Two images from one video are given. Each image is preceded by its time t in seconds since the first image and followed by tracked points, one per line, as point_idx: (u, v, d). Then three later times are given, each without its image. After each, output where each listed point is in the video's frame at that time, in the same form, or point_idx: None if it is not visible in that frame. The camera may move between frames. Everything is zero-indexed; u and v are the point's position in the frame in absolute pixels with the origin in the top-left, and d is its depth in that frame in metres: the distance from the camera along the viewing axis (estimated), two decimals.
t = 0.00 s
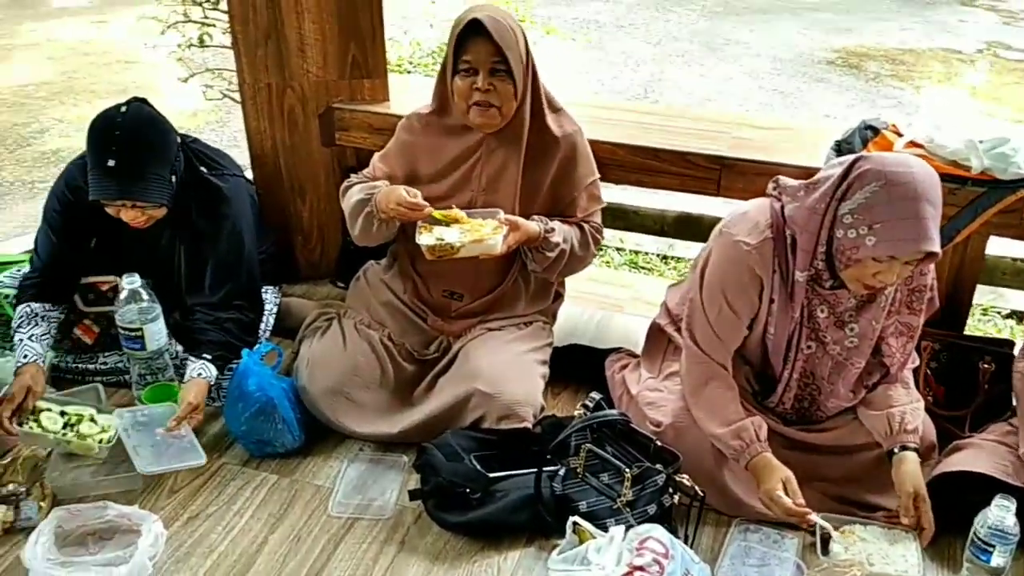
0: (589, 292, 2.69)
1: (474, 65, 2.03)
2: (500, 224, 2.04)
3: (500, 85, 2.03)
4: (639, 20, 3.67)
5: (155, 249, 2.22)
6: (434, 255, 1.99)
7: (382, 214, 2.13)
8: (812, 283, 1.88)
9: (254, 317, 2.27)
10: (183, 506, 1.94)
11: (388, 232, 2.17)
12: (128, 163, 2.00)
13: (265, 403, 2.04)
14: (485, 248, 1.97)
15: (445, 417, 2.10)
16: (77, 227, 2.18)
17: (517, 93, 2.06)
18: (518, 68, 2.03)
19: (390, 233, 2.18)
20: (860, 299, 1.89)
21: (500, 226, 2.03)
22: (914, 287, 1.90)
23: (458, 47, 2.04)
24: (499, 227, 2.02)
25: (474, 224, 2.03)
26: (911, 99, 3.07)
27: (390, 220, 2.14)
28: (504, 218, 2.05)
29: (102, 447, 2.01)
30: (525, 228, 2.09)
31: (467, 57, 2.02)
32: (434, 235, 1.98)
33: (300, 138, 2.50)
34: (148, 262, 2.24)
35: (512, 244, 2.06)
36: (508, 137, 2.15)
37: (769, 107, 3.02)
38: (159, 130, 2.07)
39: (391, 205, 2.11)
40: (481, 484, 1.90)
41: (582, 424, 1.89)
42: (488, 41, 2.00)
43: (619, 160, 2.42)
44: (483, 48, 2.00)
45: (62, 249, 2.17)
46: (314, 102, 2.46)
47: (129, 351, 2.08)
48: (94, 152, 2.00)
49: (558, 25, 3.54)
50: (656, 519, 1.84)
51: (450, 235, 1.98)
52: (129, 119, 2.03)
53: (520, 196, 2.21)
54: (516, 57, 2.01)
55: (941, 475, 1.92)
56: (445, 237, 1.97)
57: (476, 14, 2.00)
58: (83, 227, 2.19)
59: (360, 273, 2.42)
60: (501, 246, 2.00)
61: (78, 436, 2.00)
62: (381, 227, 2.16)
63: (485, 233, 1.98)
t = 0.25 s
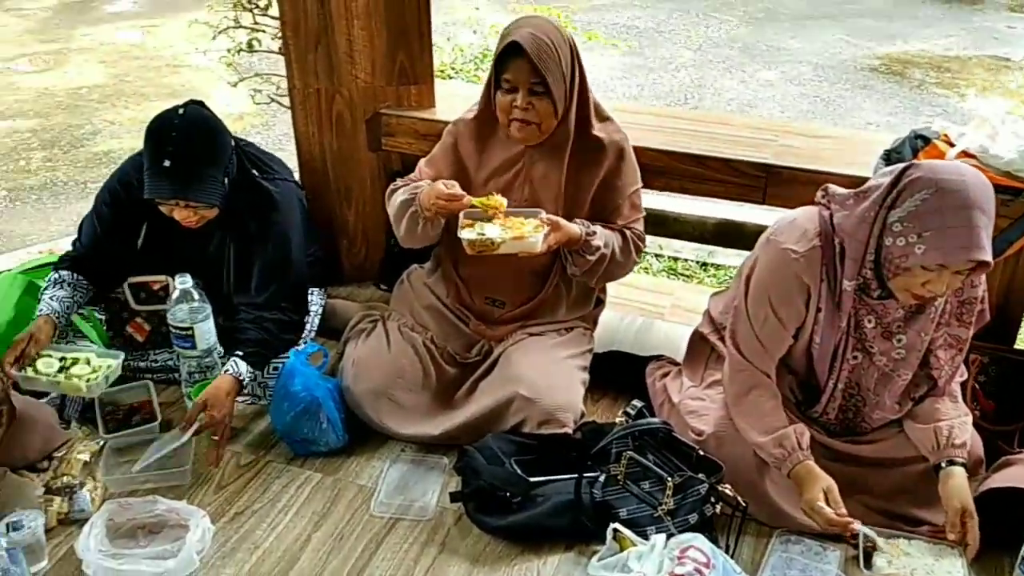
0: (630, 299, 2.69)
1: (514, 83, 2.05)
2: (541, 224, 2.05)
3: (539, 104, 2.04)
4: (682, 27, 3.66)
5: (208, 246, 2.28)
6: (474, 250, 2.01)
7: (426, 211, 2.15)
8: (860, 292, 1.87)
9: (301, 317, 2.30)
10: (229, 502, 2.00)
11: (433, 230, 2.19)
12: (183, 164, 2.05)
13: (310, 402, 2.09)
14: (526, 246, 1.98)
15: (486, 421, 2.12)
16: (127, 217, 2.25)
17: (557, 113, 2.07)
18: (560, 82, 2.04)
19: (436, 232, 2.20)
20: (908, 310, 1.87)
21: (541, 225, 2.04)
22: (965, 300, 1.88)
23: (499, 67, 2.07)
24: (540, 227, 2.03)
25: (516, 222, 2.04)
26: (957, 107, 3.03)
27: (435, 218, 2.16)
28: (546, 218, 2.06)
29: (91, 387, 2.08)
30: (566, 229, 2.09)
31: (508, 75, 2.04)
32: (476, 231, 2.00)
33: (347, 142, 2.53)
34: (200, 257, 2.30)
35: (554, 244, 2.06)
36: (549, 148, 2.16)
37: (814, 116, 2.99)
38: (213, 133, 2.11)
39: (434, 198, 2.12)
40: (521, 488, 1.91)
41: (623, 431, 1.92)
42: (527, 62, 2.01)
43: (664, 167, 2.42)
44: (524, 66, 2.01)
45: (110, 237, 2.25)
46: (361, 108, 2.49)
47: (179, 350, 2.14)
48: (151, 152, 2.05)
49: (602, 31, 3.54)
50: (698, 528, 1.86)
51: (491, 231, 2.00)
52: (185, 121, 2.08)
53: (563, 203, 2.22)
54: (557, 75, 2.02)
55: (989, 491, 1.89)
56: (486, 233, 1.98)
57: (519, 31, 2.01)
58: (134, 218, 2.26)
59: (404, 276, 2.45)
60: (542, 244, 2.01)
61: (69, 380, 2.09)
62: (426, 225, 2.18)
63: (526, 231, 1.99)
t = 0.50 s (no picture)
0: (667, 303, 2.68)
1: (551, 86, 2.04)
2: (578, 219, 2.04)
3: (575, 107, 2.04)
4: (722, 27, 3.62)
5: (248, 241, 2.31)
6: (510, 242, 2.01)
7: (463, 204, 2.13)
8: (901, 298, 1.84)
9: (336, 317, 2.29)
10: (267, 498, 2.03)
11: (472, 223, 2.18)
12: (224, 162, 2.07)
13: (347, 400, 2.13)
14: (561, 242, 1.98)
15: (520, 423, 2.12)
16: (166, 209, 2.29)
17: (593, 114, 2.07)
18: (596, 85, 2.03)
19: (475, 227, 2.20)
20: (950, 316, 1.83)
21: (578, 222, 2.03)
22: (1010, 308, 1.84)
23: (537, 68, 2.07)
24: (578, 223, 2.02)
25: (552, 217, 2.04)
26: (1004, 109, 2.96)
27: (473, 210, 2.15)
28: (582, 214, 2.05)
29: (128, 374, 2.13)
30: (604, 228, 2.07)
31: (545, 78, 2.04)
32: (513, 224, 2.00)
33: (386, 142, 2.54)
34: (239, 252, 2.32)
35: (590, 241, 2.05)
36: (585, 150, 2.17)
37: (857, 117, 2.95)
38: (255, 131, 2.13)
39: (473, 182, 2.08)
40: (556, 491, 1.90)
41: (659, 436, 1.91)
42: (563, 64, 2.00)
43: (703, 169, 2.40)
44: (560, 68, 2.00)
45: (148, 225, 2.30)
46: (401, 108, 2.50)
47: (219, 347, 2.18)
48: (193, 149, 2.07)
49: (641, 31, 3.52)
50: (734, 536, 1.84)
51: (528, 225, 2.00)
52: (228, 119, 2.10)
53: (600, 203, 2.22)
54: (594, 77, 2.02)
55: None
56: (523, 227, 1.98)
57: (557, 34, 2.01)
58: (173, 210, 2.29)
59: (440, 276, 2.46)
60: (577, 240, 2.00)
61: (106, 367, 2.14)
62: (464, 219, 2.18)
63: (562, 227, 1.99)
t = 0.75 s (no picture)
0: (703, 305, 2.66)
1: (585, 85, 2.05)
2: (613, 209, 2.07)
3: (610, 107, 2.05)
4: (762, 28, 3.59)
5: (287, 238, 2.33)
6: (544, 228, 2.07)
7: (501, 195, 2.17)
8: (939, 302, 1.82)
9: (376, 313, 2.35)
10: (302, 493, 2.07)
11: (510, 215, 2.20)
12: (264, 160, 2.09)
13: (382, 395, 2.15)
14: (593, 230, 2.03)
15: (554, 424, 2.12)
16: (207, 210, 2.32)
17: (627, 118, 2.08)
18: (631, 85, 2.04)
19: (511, 217, 2.20)
20: (991, 322, 1.79)
21: (613, 211, 2.06)
22: None
23: (572, 65, 2.08)
24: (612, 213, 2.06)
25: (589, 205, 2.08)
26: None
27: (512, 200, 2.17)
28: (617, 205, 2.07)
29: (181, 398, 2.23)
30: (640, 220, 2.09)
31: (580, 76, 2.05)
32: (547, 209, 2.06)
33: (424, 141, 2.53)
34: (279, 250, 2.34)
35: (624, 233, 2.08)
36: (621, 149, 2.16)
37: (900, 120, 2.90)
38: (293, 130, 2.15)
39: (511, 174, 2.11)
40: (590, 494, 1.92)
41: (696, 441, 1.94)
42: (597, 61, 2.02)
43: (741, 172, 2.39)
44: (595, 67, 2.02)
45: (190, 230, 2.32)
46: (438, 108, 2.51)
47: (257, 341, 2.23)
48: (233, 149, 2.09)
49: (681, 31, 3.50)
50: (770, 542, 1.85)
51: (563, 211, 2.05)
52: (267, 119, 2.12)
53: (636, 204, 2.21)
54: (628, 78, 2.03)
55: None
56: (556, 212, 2.04)
57: (593, 33, 2.03)
58: (215, 212, 2.32)
59: (475, 275, 2.48)
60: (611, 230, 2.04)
61: (161, 389, 2.23)
62: (502, 209, 2.19)
63: (596, 215, 2.04)
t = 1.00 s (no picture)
0: (743, 308, 2.64)
1: (624, 87, 2.11)
2: (654, 195, 2.08)
3: (646, 111, 2.10)
4: (805, 29, 3.54)
5: (329, 232, 2.36)
6: (583, 203, 2.09)
7: (546, 185, 2.15)
8: (974, 298, 1.78)
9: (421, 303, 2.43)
10: (338, 488, 2.09)
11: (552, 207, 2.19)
12: (305, 160, 2.10)
13: (416, 395, 2.18)
14: (629, 213, 2.04)
15: (591, 426, 2.12)
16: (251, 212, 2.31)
17: (665, 121, 2.12)
18: (669, 88, 2.08)
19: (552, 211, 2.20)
20: None
21: (653, 197, 2.07)
22: None
23: (612, 69, 2.14)
24: (651, 198, 2.06)
25: (630, 187, 2.09)
26: None
27: (557, 192, 2.15)
28: (656, 191, 2.07)
29: (289, 436, 2.15)
30: (680, 210, 2.10)
31: (618, 79, 2.12)
32: (588, 185, 2.07)
33: (465, 139, 2.53)
34: (321, 246, 2.37)
35: (661, 219, 2.09)
36: (662, 155, 2.21)
37: (947, 126, 2.86)
38: (334, 129, 2.15)
39: (553, 163, 2.14)
40: (626, 497, 1.91)
41: (734, 446, 1.92)
42: (634, 65, 2.08)
43: (783, 175, 2.36)
44: (633, 71, 2.08)
45: (242, 235, 2.30)
46: (478, 108, 2.49)
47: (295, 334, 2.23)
48: (274, 149, 2.10)
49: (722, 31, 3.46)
50: (807, 551, 1.82)
51: (601, 188, 2.07)
52: (310, 121, 2.12)
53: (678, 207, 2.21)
54: (668, 82, 2.08)
55: None
56: (596, 189, 2.06)
57: (633, 36, 2.08)
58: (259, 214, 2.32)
59: (512, 275, 2.46)
60: (646, 214, 2.04)
61: (266, 429, 2.14)
62: (547, 202, 2.18)
63: (635, 197, 2.05)
